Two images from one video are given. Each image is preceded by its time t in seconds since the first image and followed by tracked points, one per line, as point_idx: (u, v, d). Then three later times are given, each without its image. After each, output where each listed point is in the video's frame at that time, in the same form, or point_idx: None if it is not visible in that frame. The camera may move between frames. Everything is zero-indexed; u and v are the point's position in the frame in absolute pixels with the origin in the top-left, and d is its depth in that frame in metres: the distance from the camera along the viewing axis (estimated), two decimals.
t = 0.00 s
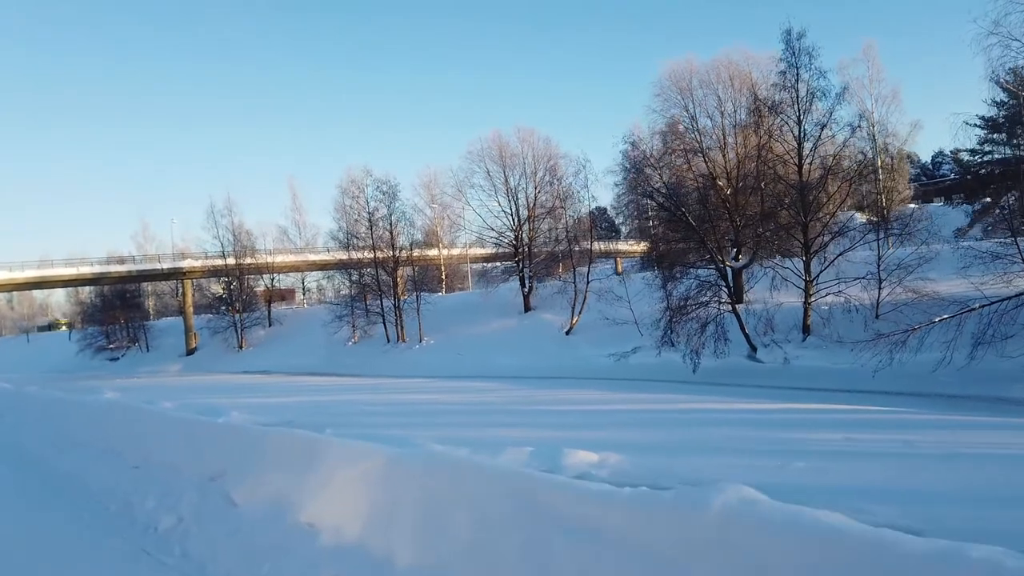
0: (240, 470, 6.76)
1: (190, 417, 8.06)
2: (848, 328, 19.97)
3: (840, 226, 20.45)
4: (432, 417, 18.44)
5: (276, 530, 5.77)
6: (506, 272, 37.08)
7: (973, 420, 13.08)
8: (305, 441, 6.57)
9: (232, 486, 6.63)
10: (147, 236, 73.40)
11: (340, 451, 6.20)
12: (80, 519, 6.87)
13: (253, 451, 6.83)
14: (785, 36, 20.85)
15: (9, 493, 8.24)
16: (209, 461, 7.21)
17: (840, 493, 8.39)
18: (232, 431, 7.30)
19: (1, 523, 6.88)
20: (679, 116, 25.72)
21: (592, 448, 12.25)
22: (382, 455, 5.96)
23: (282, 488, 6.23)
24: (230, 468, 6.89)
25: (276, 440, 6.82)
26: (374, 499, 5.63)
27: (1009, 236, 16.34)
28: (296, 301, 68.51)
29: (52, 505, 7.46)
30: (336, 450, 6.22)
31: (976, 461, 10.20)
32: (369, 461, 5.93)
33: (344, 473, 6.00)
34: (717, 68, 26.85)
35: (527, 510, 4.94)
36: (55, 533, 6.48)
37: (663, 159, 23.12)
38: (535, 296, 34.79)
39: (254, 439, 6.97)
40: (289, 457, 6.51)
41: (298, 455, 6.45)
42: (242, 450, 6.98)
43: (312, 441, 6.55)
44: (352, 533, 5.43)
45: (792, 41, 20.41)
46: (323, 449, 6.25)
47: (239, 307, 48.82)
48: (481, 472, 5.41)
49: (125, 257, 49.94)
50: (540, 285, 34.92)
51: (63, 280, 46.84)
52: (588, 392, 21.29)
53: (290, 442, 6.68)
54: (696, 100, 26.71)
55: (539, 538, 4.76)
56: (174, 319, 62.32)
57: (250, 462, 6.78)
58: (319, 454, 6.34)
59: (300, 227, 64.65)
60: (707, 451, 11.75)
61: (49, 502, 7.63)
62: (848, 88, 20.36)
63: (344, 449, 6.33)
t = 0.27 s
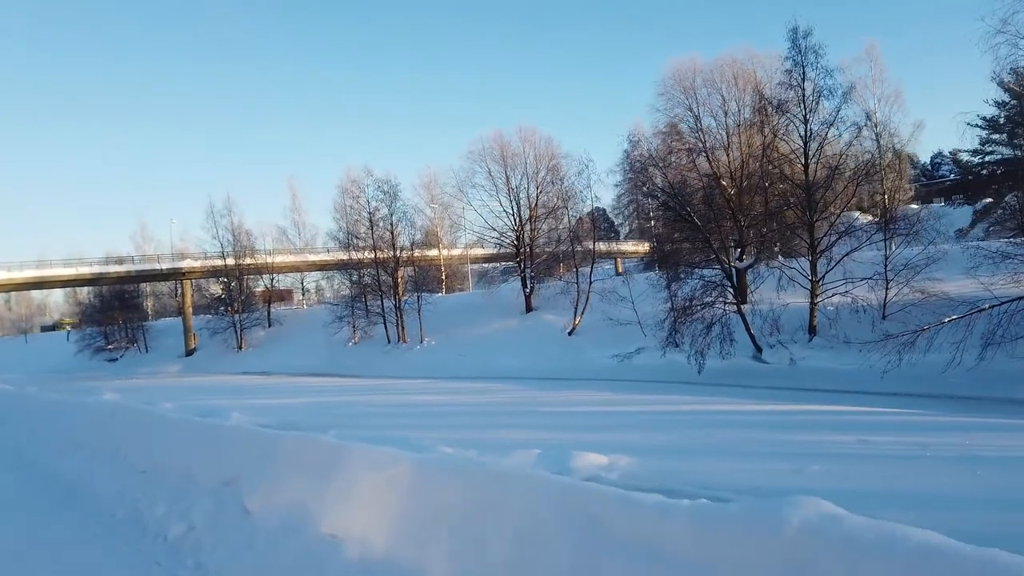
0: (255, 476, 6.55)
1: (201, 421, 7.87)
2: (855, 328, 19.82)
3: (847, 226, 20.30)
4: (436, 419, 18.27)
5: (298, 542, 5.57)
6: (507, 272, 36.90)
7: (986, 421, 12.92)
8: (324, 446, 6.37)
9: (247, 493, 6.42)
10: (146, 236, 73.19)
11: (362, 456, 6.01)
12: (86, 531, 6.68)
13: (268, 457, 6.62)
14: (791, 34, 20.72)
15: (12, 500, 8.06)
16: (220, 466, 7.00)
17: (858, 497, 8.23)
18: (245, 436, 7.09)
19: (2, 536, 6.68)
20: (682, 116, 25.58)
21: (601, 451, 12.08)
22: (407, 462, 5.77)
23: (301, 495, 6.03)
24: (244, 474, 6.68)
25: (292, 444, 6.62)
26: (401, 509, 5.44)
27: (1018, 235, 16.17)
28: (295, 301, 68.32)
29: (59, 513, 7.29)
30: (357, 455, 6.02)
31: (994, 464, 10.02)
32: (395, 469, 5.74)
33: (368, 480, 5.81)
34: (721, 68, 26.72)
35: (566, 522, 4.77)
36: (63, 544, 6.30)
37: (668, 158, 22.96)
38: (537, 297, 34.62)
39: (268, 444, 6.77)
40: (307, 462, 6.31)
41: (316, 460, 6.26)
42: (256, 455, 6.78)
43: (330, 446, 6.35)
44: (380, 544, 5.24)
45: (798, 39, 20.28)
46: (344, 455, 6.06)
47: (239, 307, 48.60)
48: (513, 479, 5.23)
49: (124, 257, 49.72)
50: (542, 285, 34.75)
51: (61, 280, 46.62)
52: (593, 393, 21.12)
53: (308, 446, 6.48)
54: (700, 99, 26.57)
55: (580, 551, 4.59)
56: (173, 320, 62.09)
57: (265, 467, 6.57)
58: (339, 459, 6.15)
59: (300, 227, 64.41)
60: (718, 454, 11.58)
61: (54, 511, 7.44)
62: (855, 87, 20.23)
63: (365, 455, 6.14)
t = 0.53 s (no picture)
0: (268, 483, 6.30)
1: (209, 424, 7.65)
2: (862, 326, 19.62)
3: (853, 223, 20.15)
4: (439, 419, 18.04)
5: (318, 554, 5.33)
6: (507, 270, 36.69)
7: (999, 420, 12.72)
8: (341, 450, 6.11)
9: (260, 501, 6.17)
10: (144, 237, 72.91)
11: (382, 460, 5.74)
12: (89, 542, 6.44)
13: (282, 462, 6.36)
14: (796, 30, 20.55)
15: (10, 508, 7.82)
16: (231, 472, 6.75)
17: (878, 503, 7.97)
18: (257, 439, 6.84)
19: None
20: (685, 113, 25.38)
21: (609, 452, 11.86)
22: (430, 467, 5.50)
23: (319, 503, 5.77)
24: (258, 480, 6.44)
25: (306, 448, 6.35)
26: (426, 518, 5.18)
27: None
28: (293, 301, 68.01)
29: (59, 525, 7.05)
30: (377, 460, 5.75)
31: (1012, 465, 9.80)
32: (418, 474, 5.48)
33: (390, 487, 5.54)
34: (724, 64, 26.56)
35: (602, 530, 4.48)
36: (65, 558, 6.05)
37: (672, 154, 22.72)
38: (537, 296, 34.43)
39: (280, 449, 6.51)
40: (324, 467, 6.04)
41: (332, 465, 5.99)
42: (268, 460, 6.52)
43: (347, 449, 6.08)
44: (406, 556, 4.99)
45: (803, 35, 20.12)
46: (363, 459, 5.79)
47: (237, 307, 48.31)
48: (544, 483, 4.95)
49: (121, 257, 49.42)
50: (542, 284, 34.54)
51: (58, 280, 46.34)
52: (596, 392, 20.92)
53: (323, 450, 6.21)
54: (702, 96, 26.39)
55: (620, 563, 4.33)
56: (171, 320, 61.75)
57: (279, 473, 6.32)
58: (357, 463, 5.88)
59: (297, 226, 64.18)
60: (729, 454, 11.36)
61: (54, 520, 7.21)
62: (860, 83, 20.06)
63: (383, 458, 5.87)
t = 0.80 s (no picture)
0: (290, 491, 6.11)
1: (225, 427, 7.47)
2: (869, 325, 19.50)
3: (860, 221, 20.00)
4: (443, 420, 17.87)
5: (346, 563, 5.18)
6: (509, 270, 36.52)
7: (1012, 421, 12.59)
8: (367, 456, 5.94)
9: (281, 508, 6.02)
10: (142, 236, 72.58)
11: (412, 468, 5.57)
12: (98, 548, 6.23)
13: (304, 469, 6.18)
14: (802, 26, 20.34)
15: (14, 511, 7.63)
16: (250, 479, 6.56)
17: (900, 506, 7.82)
18: (275, 445, 6.65)
19: (5, 555, 6.23)
20: (689, 110, 25.18)
21: (620, 452, 11.69)
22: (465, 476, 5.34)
23: (346, 513, 5.60)
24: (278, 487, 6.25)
25: (330, 455, 6.17)
26: (463, 530, 5.03)
27: None
28: (292, 301, 67.71)
29: (67, 530, 6.88)
30: (407, 468, 5.59)
31: None
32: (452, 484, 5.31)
33: (423, 497, 5.39)
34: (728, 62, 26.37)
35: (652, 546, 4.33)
36: (75, 564, 5.89)
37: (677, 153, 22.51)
38: (538, 295, 34.27)
39: (302, 456, 6.33)
40: (349, 475, 5.87)
41: (360, 473, 5.82)
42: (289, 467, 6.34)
43: (374, 456, 5.91)
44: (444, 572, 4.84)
45: (809, 31, 19.92)
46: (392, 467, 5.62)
47: (236, 307, 48.06)
48: (585, 494, 4.80)
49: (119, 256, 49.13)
50: (544, 283, 34.38)
51: (56, 280, 46.07)
52: (602, 392, 20.74)
53: (348, 457, 6.04)
54: (706, 93, 26.19)
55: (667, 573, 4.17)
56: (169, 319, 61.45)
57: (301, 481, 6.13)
58: (386, 471, 5.72)
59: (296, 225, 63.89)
60: (741, 455, 11.23)
61: (61, 525, 7.01)
62: (867, 81, 19.89)
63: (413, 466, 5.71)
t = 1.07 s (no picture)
0: (323, 493, 5.93)
1: (246, 429, 7.27)
2: (879, 325, 19.33)
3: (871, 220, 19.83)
4: (449, 420, 17.69)
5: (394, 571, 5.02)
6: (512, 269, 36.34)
7: None
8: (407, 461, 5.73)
9: (315, 511, 5.82)
10: (142, 236, 72.31)
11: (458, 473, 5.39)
12: (114, 559, 6.01)
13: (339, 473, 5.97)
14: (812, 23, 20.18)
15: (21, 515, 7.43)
16: (277, 481, 6.35)
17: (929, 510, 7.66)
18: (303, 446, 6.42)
19: (16, 562, 6.05)
20: (696, 108, 25.00)
21: (633, 454, 11.49)
22: (516, 483, 5.17)
23: (388, 517, 5.42)
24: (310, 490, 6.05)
25: (366, 459, 5.98)
26: (518, 538, 4.89)
27: None
28: (293, 300, 67.48)
29: (80, 535, 6.70)
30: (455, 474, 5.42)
31: None
32: (503, 490, 5.14)
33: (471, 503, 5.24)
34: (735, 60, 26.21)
35: (724, 557, 4.21)
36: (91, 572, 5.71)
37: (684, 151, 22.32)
38: (542, 295, 34.11)
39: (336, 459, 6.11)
40: (390, 479, 5.69)
41: (402, 477, 5.64)
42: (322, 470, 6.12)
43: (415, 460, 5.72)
44: None
45: (819, 29, 19.76)
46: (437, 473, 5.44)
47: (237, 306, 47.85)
48: (647, 501, 4.66)
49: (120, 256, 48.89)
50: (547, 283, 34.21)
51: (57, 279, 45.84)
52: (609, 393, 20.54)
53: (386, 461, 5.85)
54: (712, 91, 26.02)
55: None
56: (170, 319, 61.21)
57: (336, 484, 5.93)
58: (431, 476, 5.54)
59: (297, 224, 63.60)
60: (758, 457, 11.07)
61: (74, 532, 6.80)
62: (877, 79, 19.74)
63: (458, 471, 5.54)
